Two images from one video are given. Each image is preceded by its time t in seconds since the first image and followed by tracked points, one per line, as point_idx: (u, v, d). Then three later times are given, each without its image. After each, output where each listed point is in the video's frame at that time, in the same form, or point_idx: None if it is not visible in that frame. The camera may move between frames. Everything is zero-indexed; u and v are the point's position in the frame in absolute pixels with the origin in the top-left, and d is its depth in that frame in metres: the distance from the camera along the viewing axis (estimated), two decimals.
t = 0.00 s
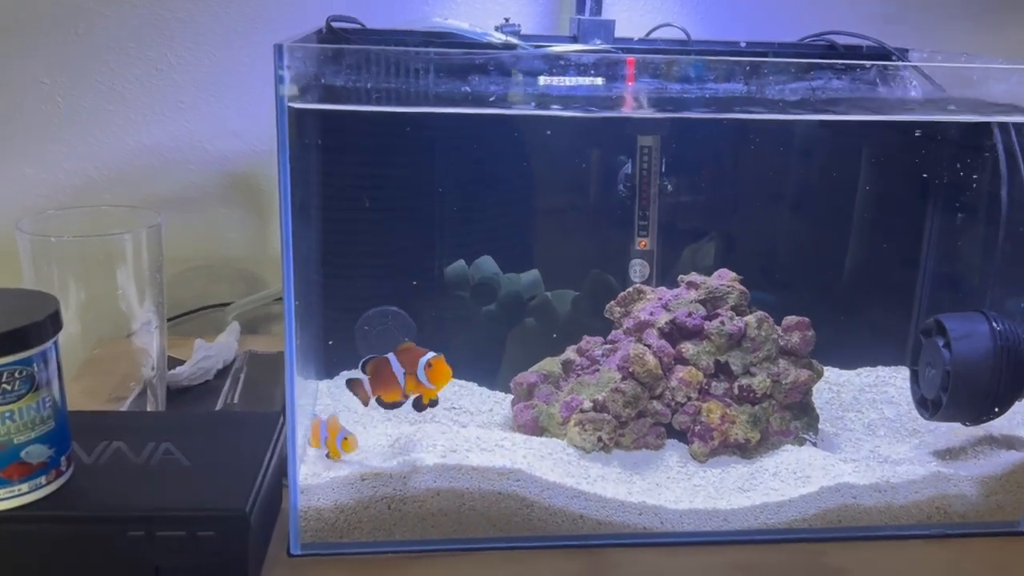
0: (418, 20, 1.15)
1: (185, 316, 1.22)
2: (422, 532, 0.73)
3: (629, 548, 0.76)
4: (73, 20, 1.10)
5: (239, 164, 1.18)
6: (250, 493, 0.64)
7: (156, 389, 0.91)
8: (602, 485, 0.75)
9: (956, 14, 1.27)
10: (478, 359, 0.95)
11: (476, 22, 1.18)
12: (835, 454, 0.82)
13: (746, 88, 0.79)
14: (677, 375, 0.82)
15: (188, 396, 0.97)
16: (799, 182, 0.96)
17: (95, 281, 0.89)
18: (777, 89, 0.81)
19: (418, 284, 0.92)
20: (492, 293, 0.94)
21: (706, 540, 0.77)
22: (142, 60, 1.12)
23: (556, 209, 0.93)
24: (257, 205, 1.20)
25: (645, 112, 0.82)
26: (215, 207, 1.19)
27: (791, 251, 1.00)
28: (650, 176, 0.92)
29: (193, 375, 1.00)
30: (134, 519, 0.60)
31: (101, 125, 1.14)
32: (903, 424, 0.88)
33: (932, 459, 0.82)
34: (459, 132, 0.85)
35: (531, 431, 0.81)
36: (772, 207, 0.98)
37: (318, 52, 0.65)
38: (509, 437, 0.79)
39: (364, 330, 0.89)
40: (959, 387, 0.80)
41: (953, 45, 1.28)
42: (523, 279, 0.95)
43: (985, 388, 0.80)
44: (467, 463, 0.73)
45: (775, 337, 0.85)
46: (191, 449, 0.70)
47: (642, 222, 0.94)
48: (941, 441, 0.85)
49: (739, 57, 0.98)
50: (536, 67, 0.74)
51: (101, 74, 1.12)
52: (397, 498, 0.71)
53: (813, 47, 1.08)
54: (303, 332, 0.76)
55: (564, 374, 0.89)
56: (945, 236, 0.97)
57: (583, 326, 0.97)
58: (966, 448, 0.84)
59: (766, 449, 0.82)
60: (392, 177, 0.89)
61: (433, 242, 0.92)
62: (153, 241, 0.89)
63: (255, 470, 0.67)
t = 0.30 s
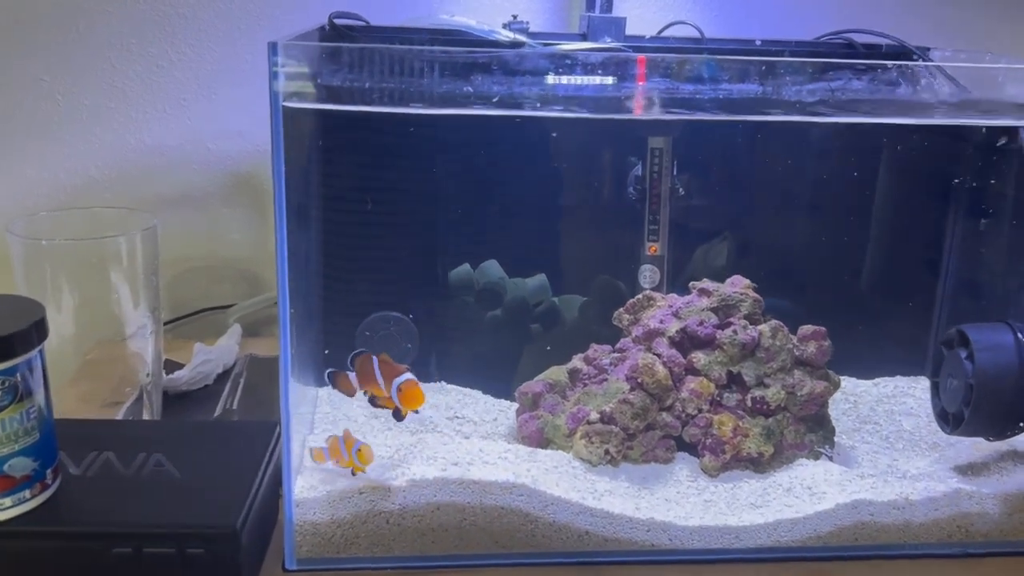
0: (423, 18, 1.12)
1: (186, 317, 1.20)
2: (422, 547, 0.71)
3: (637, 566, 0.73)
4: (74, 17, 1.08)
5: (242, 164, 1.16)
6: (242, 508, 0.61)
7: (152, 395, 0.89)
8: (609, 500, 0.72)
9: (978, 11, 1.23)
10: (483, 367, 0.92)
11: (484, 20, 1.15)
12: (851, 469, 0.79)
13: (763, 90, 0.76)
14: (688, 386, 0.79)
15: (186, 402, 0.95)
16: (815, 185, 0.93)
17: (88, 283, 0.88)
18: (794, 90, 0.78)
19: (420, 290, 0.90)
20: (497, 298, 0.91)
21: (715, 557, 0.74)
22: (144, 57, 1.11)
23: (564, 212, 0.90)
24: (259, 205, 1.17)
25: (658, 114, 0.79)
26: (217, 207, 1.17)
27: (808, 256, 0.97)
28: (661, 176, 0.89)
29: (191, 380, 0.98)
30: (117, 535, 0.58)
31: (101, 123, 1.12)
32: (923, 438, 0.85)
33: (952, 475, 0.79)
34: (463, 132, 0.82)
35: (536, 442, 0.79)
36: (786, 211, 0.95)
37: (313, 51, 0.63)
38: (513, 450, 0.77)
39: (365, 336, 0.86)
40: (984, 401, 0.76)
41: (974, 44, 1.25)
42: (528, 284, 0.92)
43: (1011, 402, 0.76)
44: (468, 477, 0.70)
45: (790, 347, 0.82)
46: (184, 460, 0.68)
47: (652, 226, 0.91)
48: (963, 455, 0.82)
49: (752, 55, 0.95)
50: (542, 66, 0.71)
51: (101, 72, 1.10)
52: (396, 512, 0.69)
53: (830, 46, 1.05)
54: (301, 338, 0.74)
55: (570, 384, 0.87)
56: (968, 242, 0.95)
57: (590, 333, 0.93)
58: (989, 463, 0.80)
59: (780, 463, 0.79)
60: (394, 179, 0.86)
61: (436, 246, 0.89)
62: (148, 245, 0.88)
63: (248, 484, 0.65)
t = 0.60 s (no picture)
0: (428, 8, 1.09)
1: (184, 315, 1.17)
2: (419, 553, 0.68)
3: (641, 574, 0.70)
4: (73, 6, 1.06)
5: (243, 157, 1.13)
6: (232, 513, 0.59)
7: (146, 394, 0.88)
8: (613, 506, 0.69)
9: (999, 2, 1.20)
10: (486, 367, 0.90)
11: (490, 10, 1.12)
12: (865, 475, 0.76)
13: (776, 80, 0.76)
14: (696, 389, 0.77)
15: (182, 401, 0.94)
16: (830, 181, 0.90)
17: (81, 277, 0.85)
18: (807, 80, 0.77)
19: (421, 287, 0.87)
20: (500, 295, 0.89)
21: (725, 567, 0.71)
22: (144, 47, 1.09)
23: (570, 207, 0.88)
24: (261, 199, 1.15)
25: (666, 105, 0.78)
26: (218, 201, 1.15)
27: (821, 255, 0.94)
28: (670, 171, 0.86)
29: (188, 377, 0.97)
30: (99, 541, 0.56)
31: (101, 115, 1.10)
32: (940, 443, 0.82)
33: (971, 481, 0.75)
34: (465, 124, 0.80)
35: (539, 446, 0.76)
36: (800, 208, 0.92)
37: (308, 38, 0.61)
38: (514, 453, 0.74)
39: (365, 329, 0.85)
40: (1005, 406, 0.73)
41: (995, 36, 1.21)
42: (533, 281, 0.89)
43: None
44: (467, 481, 0.68)
45: (803, 349, 0.79)
46: (173, 461, 0.66)
47: (661, 223, 0.88)
48: (982, 462, 0.79)
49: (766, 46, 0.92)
50: (544, 54, 0.70)
51: (100, 62, 1.08)
52: (393, 517, 0.66)
53: (846, 37, 1.02)
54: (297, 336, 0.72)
55: (575, 385, 0.84)
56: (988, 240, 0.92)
57: (596, 333, 0.91)
58: (1009, 471, 0.77)
59: (792, 469, 0.76)
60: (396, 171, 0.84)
61: (439, 241, 0.86)
62: (141, 238, 0.86)
63: (239, 488, 0.63)
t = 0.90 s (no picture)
0: None
1: (182, 310, 1.16)
2: (412, 556, 0.66)
3: None
4: None
5: (242, 150, 1.12)
6: (217, 515, 0.58)
7: (138, 391, 0.87)
8: (612, 509, 0.67)
9: None
10: (486, 366, 0.88)
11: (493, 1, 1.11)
12: (873, 478, 0.74)
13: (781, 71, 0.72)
14: (699, 389, 0.75)
15: (177, 398, 0.92)
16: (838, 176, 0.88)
17: (72, 272, 0.84)
18: (815, 71, 0.73)
19: (419, 284, 0.85)
20: (499, 291, 0.87)
21: (728, 572, 0.68)
22: (142, 39, 1.07)
23: (572, 200, 0.86)
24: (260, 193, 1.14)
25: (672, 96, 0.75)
26: (217, 195, 1.13)
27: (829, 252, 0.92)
28: (674, 166, 0.84)
29: (185, 373, 0.96)
30: (82, 543, 0.55)
31: (98, 107, 1.09)
32: (951, 446, 0.80)
33: (983, 485, 0.73)
34: (463, 117, 0.78)
35: (537, 446, 0.75)
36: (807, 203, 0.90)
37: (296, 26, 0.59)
38: (511, 454, 0.72)
39: (359, 328, 0.81)
40: (1018, 408, 0.71)
41: (1012, 27, 1.18)
42: (535, 278, 0.87)
43: None
44: (463, 483, 0.66)
45: (809, 348, 0.77)
46: (160, 461, 0.65)
47: (664, 219, 0.85)
48: (994, 465, 0.76)
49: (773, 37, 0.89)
50: (541, 43, 0.68)
51: (98, 53, 1.07)
52: (387, 519, 0.65)
53: (856, 28, 0.99)
54: (290, 332, 0.70)
55: (576, 384, 0.82)
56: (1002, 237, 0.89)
57: (597, 331, 0.89)
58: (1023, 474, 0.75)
59: (797, 471, 0.74)
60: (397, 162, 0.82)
61: (438, 236, 0.85)
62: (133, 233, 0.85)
63: (226, 489, 0.61)
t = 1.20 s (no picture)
0: None
1: (178, 302, 1.15)
2: (403, 554, 0.65)
3: None
4: None
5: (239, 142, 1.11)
6: (202, 511, 0.57)
7: (129, 385, 0.87)
8: (607, 507, 0.66)
9: None
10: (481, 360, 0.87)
11: None
12: (875, 477, 0.72)
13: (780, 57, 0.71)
14: (697, 385, 0.73)
15: (171, 391, 0.92)
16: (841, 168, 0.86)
17: (60, 265, 0.83)
18: (815, 59, 0.72)
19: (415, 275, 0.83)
20: (496, 285, 0.85)
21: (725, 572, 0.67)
22: (137, 29, 1.06)
23: (570, 190, 0.84)
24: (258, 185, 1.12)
25: (671, 84, 0.75)
26: (215, 188, 1.12)
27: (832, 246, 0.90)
28: (675, 157, 0.83)
29: (178, 367, 0.94)
30: (63, 539, 0.54)
31: (94, 98, 1.08)
32: (956, 444, 0.78)
33: (987, 485, 0.71)
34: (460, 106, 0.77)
35: (531, 442, 0.73)
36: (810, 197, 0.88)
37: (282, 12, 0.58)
38: (505, 450, 0.71)
39: (354, 321, 0.79)
40: None
41: None
42: (532, 272, 0.85)
43: None
44: (454, 480, 0.65)
45: (810, 344, 0.76)
46: (146, 455, 0.64)
47: (664, 209, 0.84)
48: (1000, 464, 0.74)
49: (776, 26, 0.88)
50: (533, 28, 0.68)
51: (93, 44, 1.06)
52: (376, 516, 0.64)
53: (862, 18, 0.97)
54: (279, 326, 0.69)
55: (572, 380, 0.81)
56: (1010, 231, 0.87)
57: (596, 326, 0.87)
58: None
59: (797, 469, 0.73)
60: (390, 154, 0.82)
61: (434, 229, 0.83)
62: (122, 226, 0.84)
63: (211, 485, 0.60)
